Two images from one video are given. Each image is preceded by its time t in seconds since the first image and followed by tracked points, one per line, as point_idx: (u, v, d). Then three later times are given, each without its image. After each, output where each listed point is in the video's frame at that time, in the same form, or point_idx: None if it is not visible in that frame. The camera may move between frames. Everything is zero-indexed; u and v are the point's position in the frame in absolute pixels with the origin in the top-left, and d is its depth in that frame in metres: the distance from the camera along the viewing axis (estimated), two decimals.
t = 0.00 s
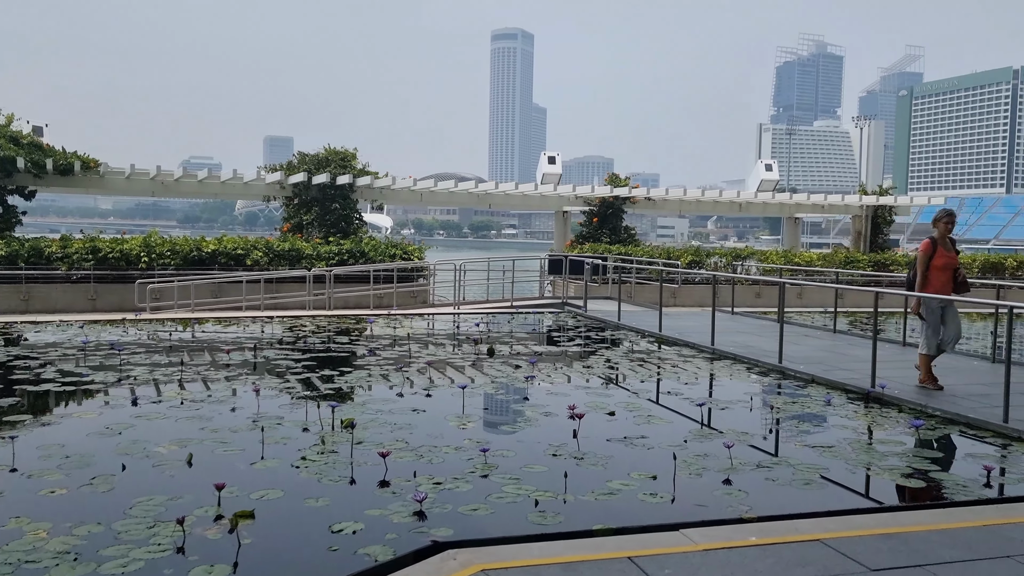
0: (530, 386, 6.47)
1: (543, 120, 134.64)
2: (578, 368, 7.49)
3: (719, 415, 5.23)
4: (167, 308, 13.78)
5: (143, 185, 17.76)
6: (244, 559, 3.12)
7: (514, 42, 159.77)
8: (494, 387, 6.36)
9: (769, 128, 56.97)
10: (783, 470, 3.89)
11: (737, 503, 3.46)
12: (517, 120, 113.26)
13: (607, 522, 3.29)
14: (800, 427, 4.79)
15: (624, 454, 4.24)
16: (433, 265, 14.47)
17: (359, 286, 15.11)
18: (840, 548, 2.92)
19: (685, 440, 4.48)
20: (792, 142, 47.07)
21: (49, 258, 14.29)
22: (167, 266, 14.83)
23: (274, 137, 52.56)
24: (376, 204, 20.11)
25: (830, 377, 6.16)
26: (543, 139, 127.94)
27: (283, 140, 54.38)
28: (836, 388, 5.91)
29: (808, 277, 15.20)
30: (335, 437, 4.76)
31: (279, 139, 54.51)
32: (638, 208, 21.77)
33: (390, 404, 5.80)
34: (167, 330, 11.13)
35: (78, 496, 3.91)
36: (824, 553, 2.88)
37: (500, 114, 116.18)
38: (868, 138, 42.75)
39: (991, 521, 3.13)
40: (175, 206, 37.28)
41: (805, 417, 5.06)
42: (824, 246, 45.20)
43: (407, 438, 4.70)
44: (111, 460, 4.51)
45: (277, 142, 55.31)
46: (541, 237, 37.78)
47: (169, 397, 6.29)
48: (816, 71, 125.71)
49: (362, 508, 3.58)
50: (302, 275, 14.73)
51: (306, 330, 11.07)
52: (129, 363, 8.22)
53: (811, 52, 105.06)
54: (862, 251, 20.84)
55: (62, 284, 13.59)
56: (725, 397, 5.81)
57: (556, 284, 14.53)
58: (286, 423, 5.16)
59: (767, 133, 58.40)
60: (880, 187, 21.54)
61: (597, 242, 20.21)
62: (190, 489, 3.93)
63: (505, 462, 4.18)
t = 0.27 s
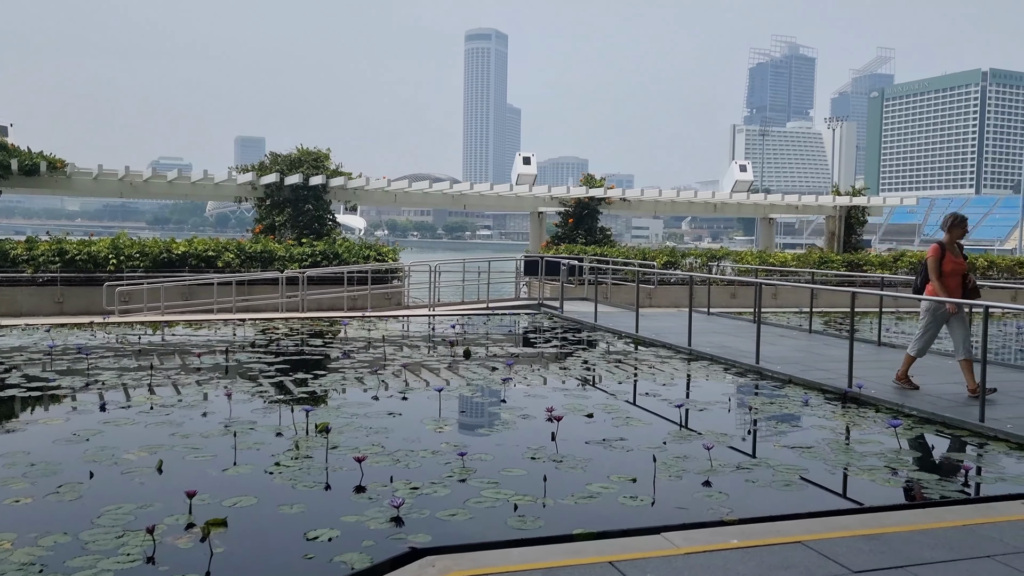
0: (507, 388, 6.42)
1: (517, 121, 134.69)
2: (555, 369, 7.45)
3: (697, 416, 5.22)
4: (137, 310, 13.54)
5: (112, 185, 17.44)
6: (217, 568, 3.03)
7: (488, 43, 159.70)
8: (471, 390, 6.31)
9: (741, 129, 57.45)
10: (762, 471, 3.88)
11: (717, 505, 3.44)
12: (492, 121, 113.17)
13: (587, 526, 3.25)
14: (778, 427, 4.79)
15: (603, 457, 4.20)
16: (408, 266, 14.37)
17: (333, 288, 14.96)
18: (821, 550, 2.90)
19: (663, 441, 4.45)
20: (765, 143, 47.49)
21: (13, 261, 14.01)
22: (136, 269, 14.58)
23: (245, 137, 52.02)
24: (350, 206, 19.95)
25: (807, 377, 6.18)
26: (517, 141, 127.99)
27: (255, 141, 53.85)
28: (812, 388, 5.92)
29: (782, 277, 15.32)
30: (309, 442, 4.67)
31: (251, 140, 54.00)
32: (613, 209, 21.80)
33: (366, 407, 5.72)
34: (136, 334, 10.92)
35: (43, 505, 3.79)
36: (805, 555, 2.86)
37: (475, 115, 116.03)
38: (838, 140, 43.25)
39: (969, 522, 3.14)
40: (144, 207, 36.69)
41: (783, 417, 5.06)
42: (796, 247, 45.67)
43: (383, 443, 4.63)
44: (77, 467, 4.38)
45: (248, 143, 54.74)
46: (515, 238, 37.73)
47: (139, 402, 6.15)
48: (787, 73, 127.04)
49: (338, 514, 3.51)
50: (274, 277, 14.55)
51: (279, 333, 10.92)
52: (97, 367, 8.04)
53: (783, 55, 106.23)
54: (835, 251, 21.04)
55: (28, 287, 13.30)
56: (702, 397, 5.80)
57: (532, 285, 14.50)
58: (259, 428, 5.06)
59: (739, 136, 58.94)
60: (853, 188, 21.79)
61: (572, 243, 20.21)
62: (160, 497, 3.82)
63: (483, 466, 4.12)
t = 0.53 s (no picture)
0: (493, 390, 6.37)
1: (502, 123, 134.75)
2: (541, 371, 7.41)
3: (684, 418, 5.19)
4: (121, 314, 13.39)
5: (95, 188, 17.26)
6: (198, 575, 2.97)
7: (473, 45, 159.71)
8: (458, 392, 6.26)
9: (726, 131, 57.72)
10: (750, 474, 3.86)
11: (706, 508, 3.41)
12: (478, 124, 113.13)
13: (576, 530, 3.21)
14: (767, 429, 4.77)
15: (590, 460, 4.16)
16: (394, 268, 14.30)
17: (318, 290, 14.87)
18: (812, 553, 2.88)
19: (651, 444, 4.42)
20: (750, 145, 47.70)
21: None
22: (120, 272, 14.43)
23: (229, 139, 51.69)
24: (336, 208, 19.85)
25: (794, 378, 6.17)
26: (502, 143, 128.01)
27: (239, 143, 53.54)
28: (800, 390, 5.92)
29: (768, 279, 15.36)
30: (294, 446, 4.60)
31: (235, 143, 53.70)
32: (600, 211, 21.81)
33: (351, 411, 5.65)
34: (120, 337, 10.79)
35: (21, 510, 3.71)
36: (796, 559, 2.83)
37: (461, 117, 115.94)
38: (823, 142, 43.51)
39: (960, 525, 3.14)
40: (128, 210, 36.37)
41: (771, 419, 5.05)
42: (781, 249, 45.90)
43: (368, 446, 4.57)
44: (57, 472, 4.30)
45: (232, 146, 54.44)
46: (502, 240, 37.72)
47: (121, 406, 6.06)
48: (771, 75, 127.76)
49: (323, 519, 3.45)
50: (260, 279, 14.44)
51: (264, 336, 10.82)
52: (78, 371, 7.93)
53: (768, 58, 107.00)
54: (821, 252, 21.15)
55: (11, 290, 13.13)
56: (690, 399, 5.78)
57: (518, 286, 14.46)
58: (243, 432, 4.99)
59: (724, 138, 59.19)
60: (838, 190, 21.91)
61: (559, 245, 20.20)
62: (141, 503, 3.75)
63: (470, 469, 4.08)
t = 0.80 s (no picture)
0: (485, 392, 6.30)
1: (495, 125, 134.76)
2: (534, 373, 7.34)
3: (677, 420, 5.14)
4: (111, 317, 13.28)
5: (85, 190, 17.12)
6: None
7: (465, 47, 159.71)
8: (449, 395, 6.19)
9: (718, 132, 57.83)
10: (745, 477, 3.80)
11: (700, 512, 3.35)
12: (470, 125, 113.07)
13: (568, 536, 3.15)
14: (761, 431, 4.72)
15: (582, 463, 4.10)
16: (385, 270, 14.22)
17: (310, 293, 14.78)
18: (808, 558, 2.82)
19: (644, 446, 4.36)
20: (742, 146, 47.79)
21: None
22: (110, 274, 14.31)
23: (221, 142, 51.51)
24: (327, 210, 19.75)
25: (788, 379, 6.13)
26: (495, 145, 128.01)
27: (231, 145, 53.35)
28: (794, 391, 5.87)
29: (761, 279, 15.36)
30: (281, 451, 4.53)
31: (227, 145, 53.52)
32: (592, 212, 21.77)
33: (341, 414, 5.58)
34: (109, 340, 10.68)
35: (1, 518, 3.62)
36: (792, 565, 2.77)
37: (453, 119, 115.84)
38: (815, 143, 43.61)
39: (958, 529, 3.09)
40: (120, 212, 36.19)
41: (766, 420, 4.99)
42: (773, 249, 45.99)
43: (357, 450, 4.50)
44: (39, 478, 4.20)
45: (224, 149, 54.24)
46: (494, 242, 37.66)
47: (108, 411, 5.96)
48: (762, 76, 128.10)
49: (310, 526, 3.38)
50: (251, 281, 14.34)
51: (254, 338, 10.73)
52: (65, 374, 7.81)
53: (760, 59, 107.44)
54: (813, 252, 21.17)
55: None
56: (683, 401, 5.73)
57: (510, 288, 14.40)
58: (230, 437, 4.91)
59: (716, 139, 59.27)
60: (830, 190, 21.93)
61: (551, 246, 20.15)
62: (124, 510, 3.66)
63: (460, 473, 4.01)
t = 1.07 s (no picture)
0: (478, 394, 6.21)
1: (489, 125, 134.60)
2: (527, 375, 7.25)
3: (673, 422, 5.05)
4: (101, 319, 13.15)
5: (76, 192, 16.97)
6: None
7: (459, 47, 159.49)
8: (441, 397, 6.09)
9: (712, 131, 57.80)
10: (742, 480, 3.71)
11: (697, 518, 3.27)
12: (464, 125, 112.92)
13: (561, 544, 3.05)
14: (758, 433, 4.63)
15: (576, 467, 4.01)
16: (379, 271, 14.11)
17: (302, 294, 14.66)
18: (809, 566, 2.73)
19: (639, 450, 4.27)
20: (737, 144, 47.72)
21: None
22: (101, 277, 14.18)
23: (215, 143, 51.27)
24: (320, 211, 19.63)
25: (785, 379, 6.05)
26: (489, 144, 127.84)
27: (225, 147, 53.12)
28: (791, 391, 5.79)
29: (756, 278, 15.28)
30: (269, 457, 4.43)
31: (221, 146, 53.30)
32: (587, 212, 21.68)
33: (331, 418, 5.48)
34: (98, 343, 10.55)
35: None
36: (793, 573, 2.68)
37: (447, 119, 115.67)
38: (809, 141, 43.59)
39: (961, 533, 3.00)
40: (113, 214, 35.97)
41: (763, 422, 4.91)
42: (767, 247, 45.97)
43: (346, 456, 4.40)
44: (18, 487, 4.10)
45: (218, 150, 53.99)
46: (489, 242, 37.53)
47: (93, 416, 5.85)
48: (756, 75, 128.23)
49: (295, 535, 3.28)
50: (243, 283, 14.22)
51: (246, 340, 10.62)
52: (52, 379, 7.69)
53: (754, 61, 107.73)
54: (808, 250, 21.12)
55: None
56: (679, 402, 5.65)
57: (505, 288, 14.31)
58: (217, 442, 4.81)
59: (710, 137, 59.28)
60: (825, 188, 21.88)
61: (546, 246, 20.06)
62: (105, 520, 3.56)
63: (451, 479, 3.91)
